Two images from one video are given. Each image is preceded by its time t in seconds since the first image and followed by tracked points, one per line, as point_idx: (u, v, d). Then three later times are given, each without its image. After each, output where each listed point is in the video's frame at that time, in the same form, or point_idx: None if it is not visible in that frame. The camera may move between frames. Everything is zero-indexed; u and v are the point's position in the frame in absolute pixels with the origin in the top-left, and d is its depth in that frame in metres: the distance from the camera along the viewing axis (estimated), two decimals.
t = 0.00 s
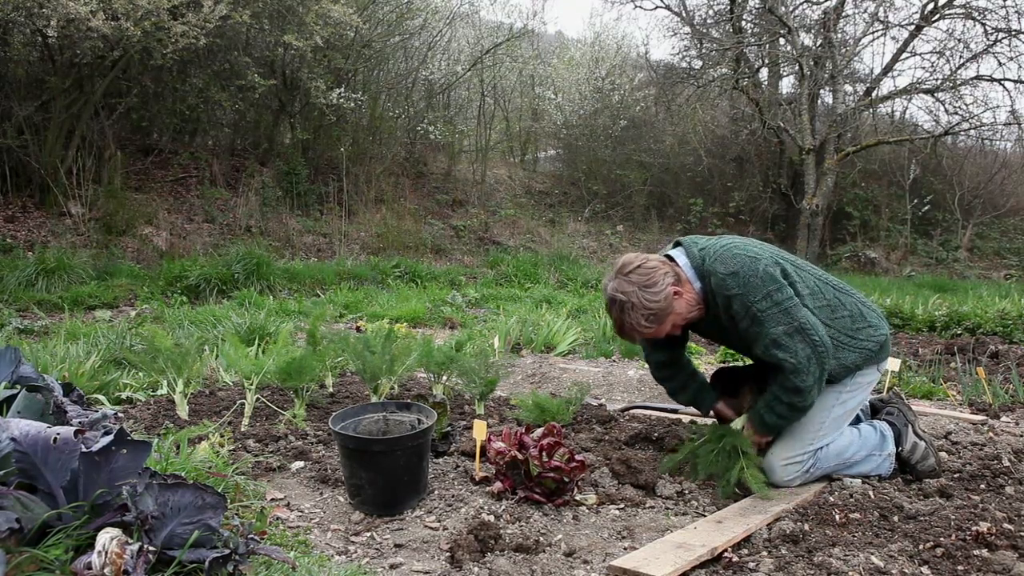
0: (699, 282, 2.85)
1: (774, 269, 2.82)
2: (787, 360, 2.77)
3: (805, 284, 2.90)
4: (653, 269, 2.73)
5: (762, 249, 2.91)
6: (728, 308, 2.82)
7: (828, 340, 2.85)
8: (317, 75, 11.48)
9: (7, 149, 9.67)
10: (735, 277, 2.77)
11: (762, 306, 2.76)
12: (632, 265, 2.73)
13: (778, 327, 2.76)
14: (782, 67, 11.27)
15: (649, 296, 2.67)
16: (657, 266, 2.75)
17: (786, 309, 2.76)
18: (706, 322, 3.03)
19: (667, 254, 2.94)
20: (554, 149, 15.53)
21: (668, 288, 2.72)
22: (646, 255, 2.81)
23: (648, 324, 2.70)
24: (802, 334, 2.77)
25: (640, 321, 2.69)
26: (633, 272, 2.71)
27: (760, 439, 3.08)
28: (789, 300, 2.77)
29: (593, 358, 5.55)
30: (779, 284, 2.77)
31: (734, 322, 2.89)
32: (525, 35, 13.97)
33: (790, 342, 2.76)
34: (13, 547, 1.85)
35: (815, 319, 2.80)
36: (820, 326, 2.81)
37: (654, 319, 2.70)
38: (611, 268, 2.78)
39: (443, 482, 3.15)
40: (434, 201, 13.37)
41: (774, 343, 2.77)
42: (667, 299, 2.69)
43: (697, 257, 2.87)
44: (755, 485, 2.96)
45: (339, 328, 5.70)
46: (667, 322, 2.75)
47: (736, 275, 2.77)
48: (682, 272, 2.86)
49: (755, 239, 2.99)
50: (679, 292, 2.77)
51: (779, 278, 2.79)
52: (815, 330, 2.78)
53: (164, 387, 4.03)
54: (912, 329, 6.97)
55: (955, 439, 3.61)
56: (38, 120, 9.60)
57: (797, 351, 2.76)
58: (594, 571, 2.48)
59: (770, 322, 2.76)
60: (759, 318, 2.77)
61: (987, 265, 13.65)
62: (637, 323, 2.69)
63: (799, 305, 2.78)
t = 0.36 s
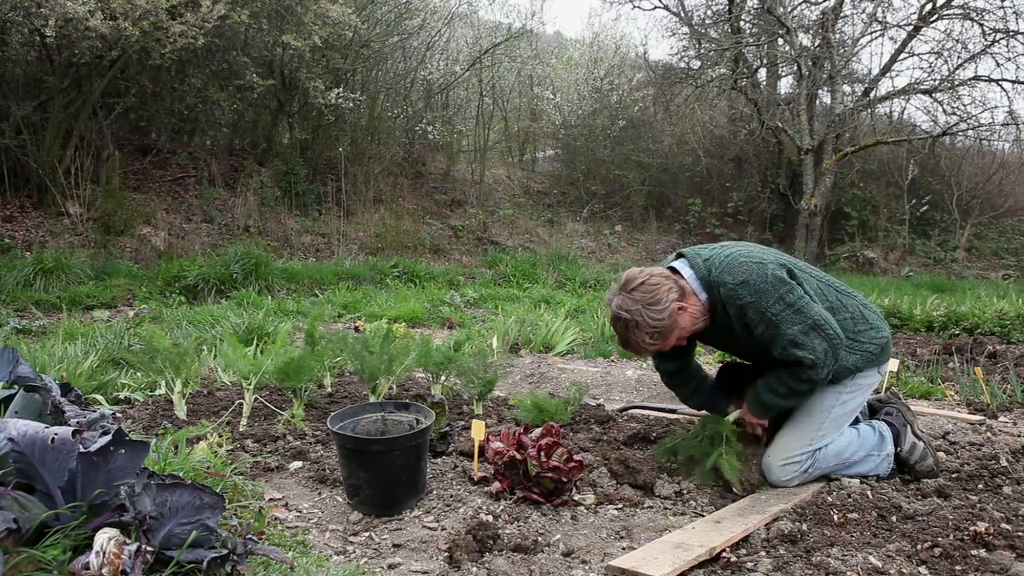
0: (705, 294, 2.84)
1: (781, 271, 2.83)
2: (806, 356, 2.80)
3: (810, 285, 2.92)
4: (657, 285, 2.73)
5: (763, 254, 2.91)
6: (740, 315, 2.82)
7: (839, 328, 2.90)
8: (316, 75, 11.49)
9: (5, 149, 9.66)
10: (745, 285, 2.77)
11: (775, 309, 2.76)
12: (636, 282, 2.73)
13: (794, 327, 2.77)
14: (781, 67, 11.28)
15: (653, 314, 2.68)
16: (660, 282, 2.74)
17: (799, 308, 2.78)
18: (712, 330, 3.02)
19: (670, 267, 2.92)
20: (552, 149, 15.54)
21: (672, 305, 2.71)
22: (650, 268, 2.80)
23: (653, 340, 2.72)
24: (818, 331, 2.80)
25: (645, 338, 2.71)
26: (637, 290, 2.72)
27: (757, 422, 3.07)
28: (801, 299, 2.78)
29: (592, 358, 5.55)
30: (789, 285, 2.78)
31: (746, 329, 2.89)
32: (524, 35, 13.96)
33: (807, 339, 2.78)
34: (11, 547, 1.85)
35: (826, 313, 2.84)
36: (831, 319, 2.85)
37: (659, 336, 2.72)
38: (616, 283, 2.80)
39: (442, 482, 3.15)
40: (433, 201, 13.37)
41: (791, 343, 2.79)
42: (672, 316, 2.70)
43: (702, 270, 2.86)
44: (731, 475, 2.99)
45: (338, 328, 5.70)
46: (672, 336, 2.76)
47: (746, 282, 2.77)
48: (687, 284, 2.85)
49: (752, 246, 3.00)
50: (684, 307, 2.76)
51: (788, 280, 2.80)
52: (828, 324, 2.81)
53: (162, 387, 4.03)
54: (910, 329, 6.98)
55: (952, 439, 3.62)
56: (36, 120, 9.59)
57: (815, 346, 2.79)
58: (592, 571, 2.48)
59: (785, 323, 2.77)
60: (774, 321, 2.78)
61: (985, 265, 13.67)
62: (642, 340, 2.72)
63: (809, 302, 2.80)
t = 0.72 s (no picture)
0: (714, 300, 2.83)
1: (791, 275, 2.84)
2: (819, 358, 2.83)
3: (818, 289, 2.93)
4: (665, 294, 2.71)
5: (772, 259, 2.91)
6: (752, 320, 2.82)
7: (849, 329, 2.93)
8: (315, 75, 11.51)
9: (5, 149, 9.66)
10: (757, 292, 2.77)
11: (788, 314, 2.78)
12: (644, 291, 2.72)
13: (807, 330, 2.79)
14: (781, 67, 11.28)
15: (661, 323, 2.68)
16: (668, 291, 2.73)
17: (810, 312, 2.80)
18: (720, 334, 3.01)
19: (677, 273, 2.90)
20: (552, 149, 15.54)
21: (680, 313, 2.71)
22: (658, 277, 2.78)
23: (660, 349, 2.73)
24: (829, 333, 2.83)
25: (654, 347, 2.72)
26: (645, 299, 2.71)
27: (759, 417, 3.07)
28: (812, 303, 2.80)
29: (591, 358, 5.55)
30: (800, 290, 2.79)
31: (755, 334, 2.89)
32: (523, 35, 13.95)
33: (820, 342, 2.81)
34: (10, 547, 1.85)
35: (837, 314, 2.87)
36: (842, 321, 2.88)
37: (666, 344, 2.72)
38: (624, 291, 2.79)
39: (441, 482, 3.15)
40: (433, 201, 13.37)
41: (804, 347, 2.81)
42: (680, 325, 2.70)
43: (712, 276, 2.84)
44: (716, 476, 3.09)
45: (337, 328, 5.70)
46: (679, 344, 2.77)
47: (758, 288, 2.77)
48: (695, 291, 2.83)
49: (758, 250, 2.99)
50: (691, 315, 2.76)
51: (798, 285, 2.81)
52: (839, 326, 2.84)
53: (162, 387, 4.03)
54: (910, 329, 6.99)
55: (952, 439, 3.62)
56: (35, 120, 9.58)
57: (827, 348, 2.82)
58: (592, 571, 2.48)
59: (798, 327, 2.79)
60: (787, 326, 2.79)
61: (985, 265, 13.67)
62: (650, 349, 2.72)
63: (821, 306, 2.83)
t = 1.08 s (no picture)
0: (717, 298, 2.83)
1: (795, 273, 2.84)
2: (822, 356, 2.82)
3: (821, 288, 2.93)
4: (668, 291, 2.72)
5: (775, 257, 2.91)
6: (755, 319, 2.83)
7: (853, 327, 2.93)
8: (315, 75, 11.51)
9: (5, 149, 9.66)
10: (760, 290, 2.77)
11: (790, 311, 2.77)
12: (646, 288, 2.73)
13: (810, 328, 2.78)
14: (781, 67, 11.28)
15: (662, 320, 2.68)
16: (671, 287, 2.73)
17: (813, 310, 2.79)
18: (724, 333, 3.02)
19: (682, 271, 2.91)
20: (552, 149, 15.54)
21: (681, 310, 2.71)
22: (661, 274, 2.79)
23: (661, 345, 2.74)
24: (832, 330, 2.82)
25: (655, 344, 2.73)
26: (647, 295, 2.71)
27: (757, 409, 3.06)
28: (815, 301, 2.80)
29: (591, 358, 5.55)
30: (803, 288, 2.79)
31: (759, 332, 2.89)
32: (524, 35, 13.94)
33: (823, 339, 2.80)
34: (10, 547, 1.85)
35: (840, 313, 2.86)
36: (846, 319, 2.88)
37: (667, 341, 2.73)
38: (627, 287, 2.80)
39: (442, 482, 3.15)
40: (433, 201, 13.37)
41: (807, 344, 2.81)
42: (681, 322, 2.70)
43: (715, 274, 2.84)
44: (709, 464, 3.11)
45: (337, 328, 5.70)
46: (680, 341, 2.78)
47: (760, 287, 2.77)
48: (698, 289, 2.83)
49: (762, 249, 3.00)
50: (693, 312, 2.76)
51: (801, 283, 2.81)
52: (843, 324, 2.84)
53: (162, 386, 4.03)
54: (910, 329, 6.98)
55: (952, 439, 3.62)
56: (36, 120, 9.58)
57: (831, 345, 2.82)
58: (592, 571, 2.48)
59: (801, 325, 2.78)
60: (790, 323, 2.79)
61: (985, 265, 13.67)
62: (650, 345, 2.73)
63: (824, 304, 2.82)
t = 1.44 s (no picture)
0: (717, 291, 2.85)
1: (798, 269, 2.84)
2: (825, 350, 2.81)
3: (823, 284, 2.93)
4: (668, 277, 2.73)
5: (778, 254, 2.92)
6: (757, 313, 2.83)
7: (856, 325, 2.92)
8: (316, 75, 11.51)
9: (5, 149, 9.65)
10: (762, 284, 2.78)
11: (792, 306, 2.77)
12: (644, 273, 2.74)
13: (812, 322, 2.78)
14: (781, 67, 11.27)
15: (660, 306, 2.69)
16: (672, 275, 2.74)
17: (816, 304, 2.79)
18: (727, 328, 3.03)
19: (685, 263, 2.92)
20: (552, 149, 15.56)
21: (680, 298, 2.72)
22: (664, 261, 2.80)
23: (657, 330, 2.75)
24: (835, 325, 2.81)
25: (651, 328, 2.74)
26: (647, 280, 2.73)
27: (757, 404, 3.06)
28: (817, 296, 2.79)
29: (591, 357, 5.55)
30: (805, 283, 2.79)
31: (761, 326, 2.89)
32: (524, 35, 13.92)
33: (826, 334, 2.79)
34: (10, 548, 1.83)
35: (844, 309, 2.86)
36: (851, 316, 2.87)
37: (663, 326, 2.74)
38: (628, 272, 2.82)
39: (442, 482, 3.15)
40: (433, 201, 13.38)
41: (810, 338, 2.80)
42: (678, 309, 2.71)
43: (718, 268, 2.85)
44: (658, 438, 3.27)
45: (337, 328, 5.70)
46: (677, 329, 2.79)
47: (762, 280, 2.78)
48: (700, 280, 2.85)
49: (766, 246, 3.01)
50: (692, 301, 2.76)
51: (803, 278, 2.81)
52: (847, 320, 2.83)
53: (162, 386, 4.03)
54: (910, 329, 6.99)
55: (952, 439, 3.62)
56: (36, 120, 9.57)
57: (833, 340, 2.80)
58: (592, 571, 2.47)
59: (803, 319, 2.78)
60: (792, 317, 2.78)
61: (985, 265, 13.67)
62: (646, 329, 2.74)
63: (827, 298, 2.82)
